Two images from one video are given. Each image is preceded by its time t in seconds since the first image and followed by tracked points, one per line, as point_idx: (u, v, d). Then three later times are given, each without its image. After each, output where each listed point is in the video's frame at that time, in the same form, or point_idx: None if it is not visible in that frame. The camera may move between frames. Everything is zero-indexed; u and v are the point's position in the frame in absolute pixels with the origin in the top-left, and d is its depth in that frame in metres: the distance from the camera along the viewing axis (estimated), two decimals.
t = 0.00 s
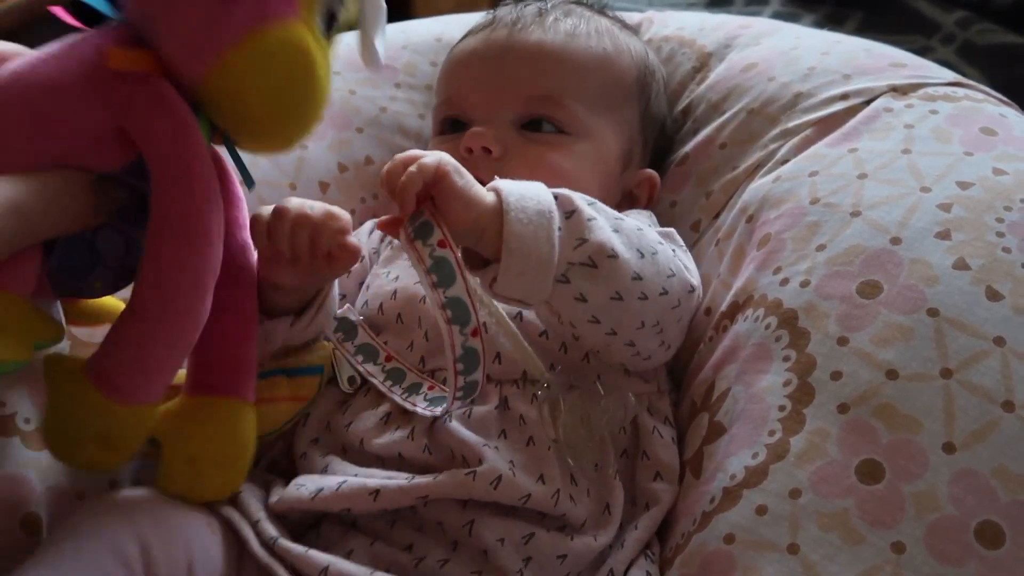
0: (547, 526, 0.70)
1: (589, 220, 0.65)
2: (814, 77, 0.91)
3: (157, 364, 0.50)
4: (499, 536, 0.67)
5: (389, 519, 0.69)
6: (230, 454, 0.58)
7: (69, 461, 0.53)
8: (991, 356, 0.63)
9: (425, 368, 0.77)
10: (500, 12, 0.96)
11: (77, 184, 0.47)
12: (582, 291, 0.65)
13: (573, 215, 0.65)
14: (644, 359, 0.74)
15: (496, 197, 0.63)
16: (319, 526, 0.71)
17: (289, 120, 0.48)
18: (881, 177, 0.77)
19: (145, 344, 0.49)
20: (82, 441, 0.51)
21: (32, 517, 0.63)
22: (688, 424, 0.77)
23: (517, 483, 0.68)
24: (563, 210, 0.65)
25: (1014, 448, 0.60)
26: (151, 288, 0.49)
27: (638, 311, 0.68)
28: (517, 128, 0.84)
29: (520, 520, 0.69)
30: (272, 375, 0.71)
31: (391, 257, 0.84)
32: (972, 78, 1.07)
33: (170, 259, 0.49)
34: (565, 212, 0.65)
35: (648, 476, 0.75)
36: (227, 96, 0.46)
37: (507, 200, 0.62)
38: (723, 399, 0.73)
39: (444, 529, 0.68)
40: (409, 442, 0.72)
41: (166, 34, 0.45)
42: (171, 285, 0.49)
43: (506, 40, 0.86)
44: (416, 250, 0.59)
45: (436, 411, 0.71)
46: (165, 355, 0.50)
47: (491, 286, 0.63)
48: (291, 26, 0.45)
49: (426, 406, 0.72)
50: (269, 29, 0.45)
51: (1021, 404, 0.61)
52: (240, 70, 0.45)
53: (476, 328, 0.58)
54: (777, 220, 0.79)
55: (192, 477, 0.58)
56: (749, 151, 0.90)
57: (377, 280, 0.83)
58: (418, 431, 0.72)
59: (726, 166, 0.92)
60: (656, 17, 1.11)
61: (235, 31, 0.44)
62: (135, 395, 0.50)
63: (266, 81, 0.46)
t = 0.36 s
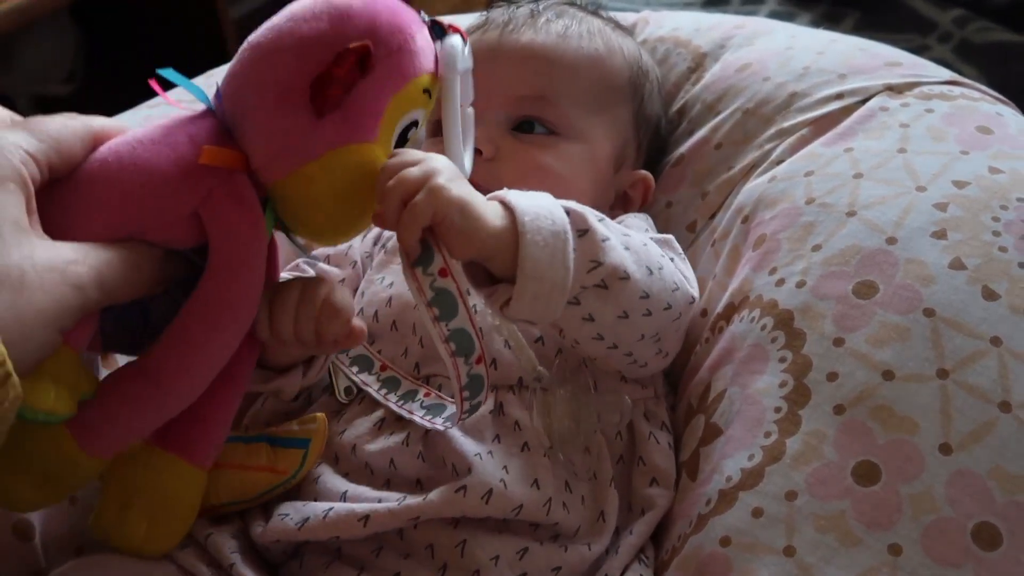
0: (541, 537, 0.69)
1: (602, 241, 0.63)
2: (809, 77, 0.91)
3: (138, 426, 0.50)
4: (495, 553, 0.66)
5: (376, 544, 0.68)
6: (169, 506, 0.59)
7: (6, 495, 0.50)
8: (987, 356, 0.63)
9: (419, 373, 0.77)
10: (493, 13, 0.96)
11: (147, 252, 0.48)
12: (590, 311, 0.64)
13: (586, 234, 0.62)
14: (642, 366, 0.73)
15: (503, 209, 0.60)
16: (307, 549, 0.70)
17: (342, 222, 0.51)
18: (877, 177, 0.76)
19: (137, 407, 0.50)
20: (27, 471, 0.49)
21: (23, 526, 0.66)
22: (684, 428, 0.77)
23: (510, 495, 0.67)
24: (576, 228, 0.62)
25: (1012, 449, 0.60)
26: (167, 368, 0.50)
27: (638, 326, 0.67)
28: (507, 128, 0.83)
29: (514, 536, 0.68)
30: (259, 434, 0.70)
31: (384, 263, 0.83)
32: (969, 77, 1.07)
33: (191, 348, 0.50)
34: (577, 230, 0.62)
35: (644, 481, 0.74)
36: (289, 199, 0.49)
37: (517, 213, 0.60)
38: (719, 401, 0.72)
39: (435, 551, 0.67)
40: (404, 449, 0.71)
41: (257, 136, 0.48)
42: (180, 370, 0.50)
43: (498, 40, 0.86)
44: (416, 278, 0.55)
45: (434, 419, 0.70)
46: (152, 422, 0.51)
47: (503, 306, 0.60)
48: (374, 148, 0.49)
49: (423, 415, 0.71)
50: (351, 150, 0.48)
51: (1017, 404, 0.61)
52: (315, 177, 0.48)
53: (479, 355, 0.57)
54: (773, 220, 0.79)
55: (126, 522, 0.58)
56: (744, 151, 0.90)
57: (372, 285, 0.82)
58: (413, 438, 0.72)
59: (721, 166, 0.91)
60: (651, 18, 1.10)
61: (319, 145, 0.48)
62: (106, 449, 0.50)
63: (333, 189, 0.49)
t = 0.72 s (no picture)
0: (543, 536, 0.69)
1: (640, 190, 0.66)
2: (807, 76, 0.91)
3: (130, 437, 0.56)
4: (499, 557, 0.66)
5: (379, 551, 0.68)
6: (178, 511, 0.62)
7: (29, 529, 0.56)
8: (988, 353, 0.63)
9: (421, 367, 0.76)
10: (492, 15, 0.96)
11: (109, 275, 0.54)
12: (621, 258, 0.67)
13: (626, 182, 0.66)
14: (651, 341, 0.75)
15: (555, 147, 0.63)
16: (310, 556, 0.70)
17: (297, 185, 0.52)
18: (876, 176, 0.76)
19: (122, 418, 0.56)
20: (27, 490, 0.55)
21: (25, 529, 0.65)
22: (685, 425, 0.77)
23: (511, 491, 0.67)
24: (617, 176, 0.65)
25: (1013, 447, 0.60)
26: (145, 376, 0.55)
27: (661, 290, 0.69)
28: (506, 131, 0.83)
29: (517, 536, 0.68)
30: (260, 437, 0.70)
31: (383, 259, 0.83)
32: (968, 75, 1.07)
33: (167, 351, 0.55)
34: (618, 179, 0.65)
35: (644, 477, 0.74)
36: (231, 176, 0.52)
37: (569, 152, 0.63)
38: (720, 399, 0.72)
39: (438, 557, 0.67)
40: (407, 444, 0.71)
41: (178, 133, 0.52)
42: (160, 374, 0.55)
43: (497, 42, 0.86)
44: (443, 192, 0.57)
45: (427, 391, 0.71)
46: (142, 428, 0.56)
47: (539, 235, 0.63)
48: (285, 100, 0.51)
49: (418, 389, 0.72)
50: (264, 109, 0.50)
51: (1018, 402, 0.61)
52: (242, 148, 0.51)
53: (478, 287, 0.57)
54: (772, 219, 0.79)
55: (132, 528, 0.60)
56: (743, 151, 0.90)
57: (372, 281, 0.82)
58: (416, 433, 0.72)
59: (721, 165, 0.91)
60: (650, 17, 1.10)
61: (235, 112, 0.50)
62: (107, 465, 0.56)
63: (265, 153, 0.51)
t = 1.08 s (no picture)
0: (543, 536, 0.69)
1: (652, 192, 0.66)
2: (807, 75, 0.91)
3: (223, 294, 0.47)
4: (498, 558, 0.66)
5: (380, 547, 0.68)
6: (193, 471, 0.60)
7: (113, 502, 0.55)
8: (988, 353, 0.63)
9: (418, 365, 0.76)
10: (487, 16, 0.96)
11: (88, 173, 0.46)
12: (633, 259, 0.67)
13: (638, 184, 0.66)
14: (657, 342, 0.75)
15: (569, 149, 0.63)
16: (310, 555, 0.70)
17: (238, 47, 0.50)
18: (876, 175, 0.76)
19: (180, 281, 0.46)
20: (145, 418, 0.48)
21: (21, 526, 0.65)
22: (684, 424, 0.77)
23: (509, 489, 0.67)
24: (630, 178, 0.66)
25: (1013, 447, 0.59)
26: (179, 229, 0.47)
27: (671, 291, 0.70)
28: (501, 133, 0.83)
29: (517, 536, 0.68)
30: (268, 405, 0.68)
31: (382, 256, 0.83)
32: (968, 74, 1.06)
33: (191, 196, 0.47)
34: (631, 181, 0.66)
35: (642, 477, 0.74)
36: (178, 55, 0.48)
37: (583, 153, 0.63)
38: (719, 398, 0.72)
39: (439, 555, 0.67)
40: (407, 442, 0.71)
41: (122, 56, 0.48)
42: (191, 209, 0.47)
43: (492, 41, 0.85)
44: (465, 210, 0.57)
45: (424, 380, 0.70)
46: (206, 284, 0.47)
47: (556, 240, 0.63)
48: None
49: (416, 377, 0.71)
50: None
51: (1019, 402, 0.61)
52: (178, 45, 0.48)
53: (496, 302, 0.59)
54: (772, 218, 0.79)
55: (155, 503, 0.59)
56: (743, 150, 0.90)
57: (371, 279, 0.82)
58: (416, 431, 0.72)
59: (720, 165, 0.91)
60: (649, 17, 1.10)
61: None
62: (221, 334, 0.47)
63: (202, 17, 0.48)
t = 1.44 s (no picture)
0: (544, 534, 0.69)
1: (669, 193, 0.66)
2: (808, 74, 0.91)
3: (311, 266, 0.45)
4: (499, 554, 0.66)
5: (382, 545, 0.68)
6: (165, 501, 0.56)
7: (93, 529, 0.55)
8: (989, 352, 0.63)
9: (423, 367, 0.76)
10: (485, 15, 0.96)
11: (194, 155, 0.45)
12: (650, 262, 0.66)
13: (656, 185, 0.64)
14: (665, 343, 0.76)
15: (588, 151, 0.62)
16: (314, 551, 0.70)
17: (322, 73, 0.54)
18: (878, 173, 0.76)
19: (271, 258, 0.44)
20: (230, 401, 0.44)
21: (23, 524, 0.66)
22: (686, 423, 0.77)
23: (513, 487, 0.67)
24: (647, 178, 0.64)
25: (1014, 446, 0.59)
26: (271, 205, 0.45)
27: (683, 290, 0.69)
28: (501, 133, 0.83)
29: (519, 534, 0.68)
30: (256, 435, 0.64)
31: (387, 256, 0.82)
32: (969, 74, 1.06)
33: (279, 169, 0.45)
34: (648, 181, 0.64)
35: (644, 475, 0.74)
36: (266, 72, 0.51)
37: (598, 152, 0.62)
38: (721, 397, 0.72)
39: (440, 551, 0.67)
40: (412, 444, 0.71)
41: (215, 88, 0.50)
42: (281, 186, 0.45)
43: (490, 41, 0.86)
44: (498, 223, 0.57)
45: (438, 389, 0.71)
46: (296, 255, 0.44)
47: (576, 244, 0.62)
48: (299, 17, 0.55)
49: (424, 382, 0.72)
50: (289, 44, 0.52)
51: (1020, 400, 0.61)
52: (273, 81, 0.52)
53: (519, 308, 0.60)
54: (774, 217, 0.79)
55: (118, 527, 0.55)
56: (744, 150, 0.90)
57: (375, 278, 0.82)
58: (421, 433, 0.71)
59: (722, 164, 0.91)
60: (651, 16, 1.10)
61: (260, 17, 0.52)
62: (309, 310, 0.45)
63: (296, 40, 0.52)
